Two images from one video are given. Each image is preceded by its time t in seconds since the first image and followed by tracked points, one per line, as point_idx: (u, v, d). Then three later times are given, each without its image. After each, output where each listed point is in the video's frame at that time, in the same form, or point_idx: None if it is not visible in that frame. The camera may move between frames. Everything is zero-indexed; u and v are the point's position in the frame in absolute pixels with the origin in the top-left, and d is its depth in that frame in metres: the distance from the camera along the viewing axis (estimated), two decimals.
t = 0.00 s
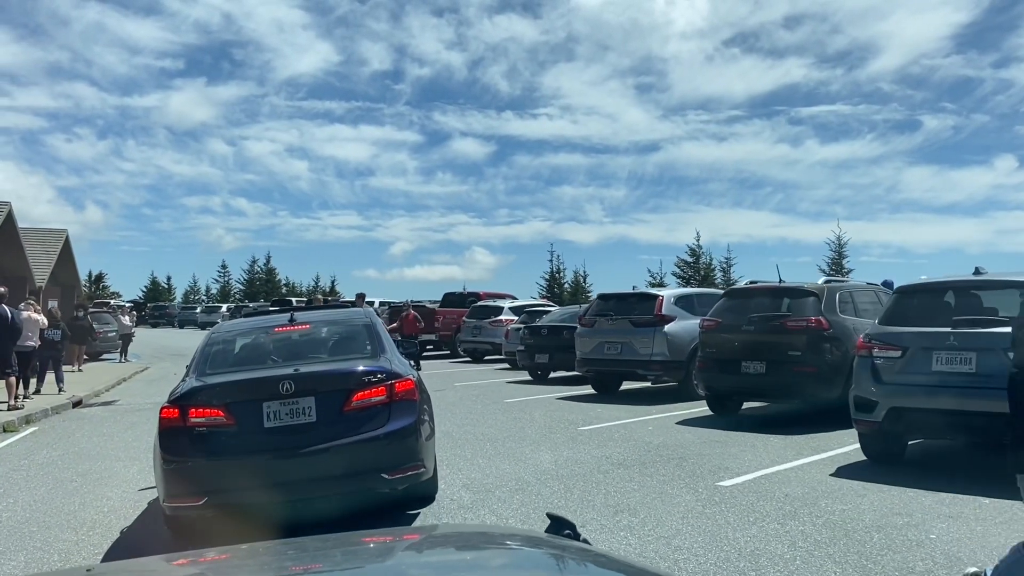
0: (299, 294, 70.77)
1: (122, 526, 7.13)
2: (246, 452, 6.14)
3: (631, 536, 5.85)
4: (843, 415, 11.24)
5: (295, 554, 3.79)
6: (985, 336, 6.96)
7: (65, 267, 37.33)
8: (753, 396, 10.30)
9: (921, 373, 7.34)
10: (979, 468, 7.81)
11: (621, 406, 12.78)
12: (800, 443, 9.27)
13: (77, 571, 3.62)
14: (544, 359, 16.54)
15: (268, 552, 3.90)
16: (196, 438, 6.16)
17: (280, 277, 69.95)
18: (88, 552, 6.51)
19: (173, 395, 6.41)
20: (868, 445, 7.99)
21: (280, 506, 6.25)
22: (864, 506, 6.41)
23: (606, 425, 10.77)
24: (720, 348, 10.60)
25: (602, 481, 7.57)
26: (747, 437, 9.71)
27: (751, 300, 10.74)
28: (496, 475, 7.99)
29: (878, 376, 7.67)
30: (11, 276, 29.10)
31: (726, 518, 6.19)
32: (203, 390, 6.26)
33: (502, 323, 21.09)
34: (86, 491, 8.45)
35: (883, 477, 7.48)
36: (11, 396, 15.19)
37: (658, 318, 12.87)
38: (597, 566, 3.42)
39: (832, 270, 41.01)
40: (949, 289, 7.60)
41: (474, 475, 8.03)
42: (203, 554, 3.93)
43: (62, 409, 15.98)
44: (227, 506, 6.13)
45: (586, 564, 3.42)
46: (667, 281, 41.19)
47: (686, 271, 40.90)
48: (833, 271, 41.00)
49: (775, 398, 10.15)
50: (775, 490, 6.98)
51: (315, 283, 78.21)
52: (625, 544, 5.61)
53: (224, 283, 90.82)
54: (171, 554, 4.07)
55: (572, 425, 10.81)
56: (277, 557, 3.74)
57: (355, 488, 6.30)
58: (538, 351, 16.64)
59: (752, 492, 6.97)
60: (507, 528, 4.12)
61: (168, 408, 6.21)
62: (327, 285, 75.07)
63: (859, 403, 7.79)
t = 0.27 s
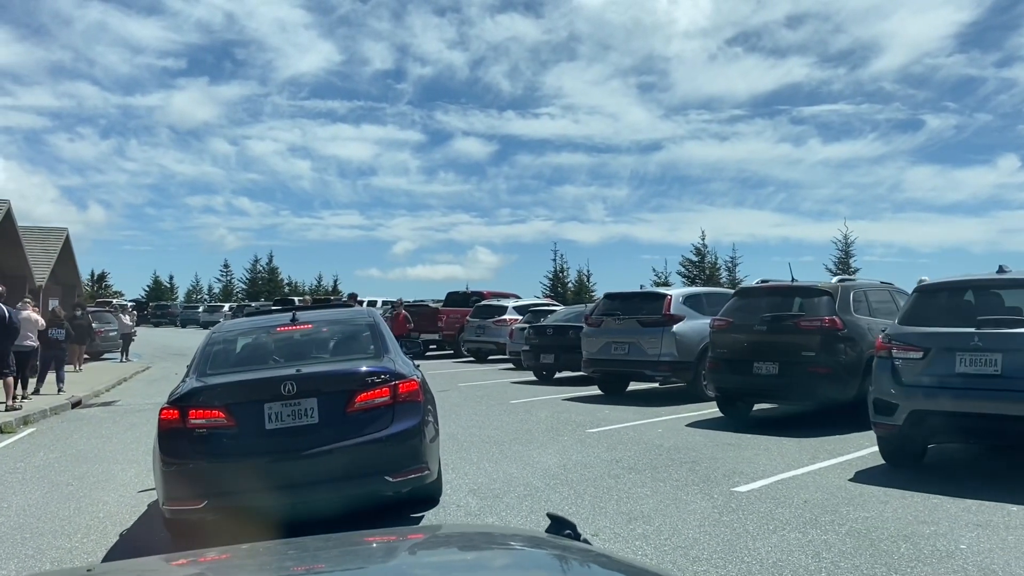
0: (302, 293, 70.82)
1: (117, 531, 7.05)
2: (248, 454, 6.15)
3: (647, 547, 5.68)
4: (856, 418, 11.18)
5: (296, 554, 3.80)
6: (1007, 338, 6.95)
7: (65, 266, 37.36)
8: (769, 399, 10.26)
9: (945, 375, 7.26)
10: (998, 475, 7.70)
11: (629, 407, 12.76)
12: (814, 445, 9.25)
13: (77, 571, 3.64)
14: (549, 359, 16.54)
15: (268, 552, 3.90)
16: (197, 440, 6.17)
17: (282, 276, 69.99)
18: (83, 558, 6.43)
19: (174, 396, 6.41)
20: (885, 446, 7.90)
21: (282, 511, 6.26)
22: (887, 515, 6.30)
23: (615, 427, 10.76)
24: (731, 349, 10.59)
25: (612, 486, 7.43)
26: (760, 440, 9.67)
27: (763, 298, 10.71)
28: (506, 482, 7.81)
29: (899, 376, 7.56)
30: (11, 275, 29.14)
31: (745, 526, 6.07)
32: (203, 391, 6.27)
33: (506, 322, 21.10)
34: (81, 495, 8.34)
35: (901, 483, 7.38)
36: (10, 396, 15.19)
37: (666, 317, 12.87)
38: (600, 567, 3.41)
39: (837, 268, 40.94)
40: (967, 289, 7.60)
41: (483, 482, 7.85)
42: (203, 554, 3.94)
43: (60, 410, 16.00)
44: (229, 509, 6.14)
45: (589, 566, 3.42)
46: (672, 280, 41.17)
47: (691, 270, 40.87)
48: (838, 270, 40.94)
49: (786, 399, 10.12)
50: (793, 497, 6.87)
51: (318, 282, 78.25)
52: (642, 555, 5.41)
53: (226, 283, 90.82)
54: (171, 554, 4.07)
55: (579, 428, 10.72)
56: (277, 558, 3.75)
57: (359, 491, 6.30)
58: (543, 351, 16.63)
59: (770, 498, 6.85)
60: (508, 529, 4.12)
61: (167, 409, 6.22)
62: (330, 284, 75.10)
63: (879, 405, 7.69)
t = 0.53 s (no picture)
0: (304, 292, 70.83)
1: (111, 537, 6.96)
2: (250, 455, 6.15)
3: (662, 556, 5.54)
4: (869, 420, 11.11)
5: (296, 554, 3.80)
6: None
7: (65, 265, 37.34)
8: (784, 401, 10.24)
9: (965, 376, 7.19)
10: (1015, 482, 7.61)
11: (635, 409, 12.74)
12: (827, 449, 9.21)
13: (78, 571, 3.64)
14: (554, 359, 16.53)
15: (269, 552, 3.90)
16: (198, 441, 6.17)
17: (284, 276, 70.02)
18: (77, 566, 6.33)
19: (174, 396, 6.42)
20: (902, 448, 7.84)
21: (285, 514, 6.25)
22: (909, 522, 6.19)
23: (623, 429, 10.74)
24: (742, 349, 10.59)
25: (623, 491, 7.32)
26: (772, 443, 9.63)
27: (774, 298, 10.69)
28: (514, 487, 7.68)
29: (918, 378, 7.50)
30: (10, 275, 29.15)
31: (762, 533, 5.95)
32: (203, 392, 6.27)
33: (510, 322, 21.11)
34: (77, 499, 8.23)
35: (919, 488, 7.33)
36: (7, 397, 15.16)
37: (673, 317, 12.87)
38: (604, 569, 3.41)
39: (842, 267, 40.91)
40: (986, 288, 7.50)
41: (491, 489, 7.70)
42: (204, 554, 3.95)
43: (59, 412, 15.97)
44: (230, 511, 6.14)
45: (592, 567, 3.42)
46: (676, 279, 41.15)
47: (695, 269, 40.85)
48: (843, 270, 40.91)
49: (799, 400, 10.10)
50: (809, 504, 6.75)
51: (321, 281, 78.29)
52: (657, 564, 5.25)
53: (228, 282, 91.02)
54: (172, 554, 4.08)
55: (586, 431, 10.65)
56: (278, 557, 3.76)
57: (364, 494, 6.30)
58: (548, 351, 16.63)
59: (785, 505, 6.74)
60: (509, 529, 4.13)
61: (168, 410, 6.23)
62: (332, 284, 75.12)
63: (897, 408, 7.63)
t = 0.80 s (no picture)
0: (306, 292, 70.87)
1: (111, 541, 6.89)
2: (251, 456, 6.15)
3: (675, 565, 5.44)
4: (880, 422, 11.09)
5: (297, 554, 3.80)
6: None
7: (66, 264, 37.33)
8: (797, 402, 10.22)
9: (984, 378, 7.11)
10: None
11: (642, 410, 12.73)
12: (840, 452, 9.19)
13: (78, 571, 3.64)
14: (558, 359, 16.54)
15: (270, 553, 3.89)
16: (200, 442, 6.17)
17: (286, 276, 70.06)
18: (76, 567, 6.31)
19: (175, 396, 6.42)
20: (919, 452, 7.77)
21: (288, 515, 6.25)
22: (931, 528, 6.11)
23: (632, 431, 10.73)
24: (753, 350, 10.58)
25: (632, 496, 7.25)
26: (783, 446, 9.60)
27: (783, 297, 10.68)
28: (520, 492, 7.59)
29: (935, 379, 7.41)
30: (10, 274, 29.17)
31: (779, 540, 5.88)
32: (204, 392, 6.27)
33: (514, 321, 21.12)
34: (74, 504, 8.10)
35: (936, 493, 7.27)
36: (6, 398, 15.15)
37: (680, 316, 12.86)
38: (607, 569, 3.41)
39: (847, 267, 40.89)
40: (1003, 287, 7.40)
41: (496, 493, 7.60)
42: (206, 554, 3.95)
43: (58, 412, 15.95)
44: (231, 513, 6.14)
45: (595, 567, 3.42)
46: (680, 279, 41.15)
47: (699, 268, 40.85)
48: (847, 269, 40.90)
49: (811, 400, 10.09)
50: (825, 509, 6.69)
51: (323, 281, 78.33)
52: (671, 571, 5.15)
53: (230, 281, 91.04)
54: (172, 554, 4.08)
55: (593, 433, 10.61)
56: (280, 557, 3.77)
57: (367, 495, 6.30)
58: (552, 351, 16.63)
59: (801, 511, 6.67)
60: (510, 529, 4.13)
61: (169, 410, 6.23)
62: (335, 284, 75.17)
63: (914, 410, 7.53)
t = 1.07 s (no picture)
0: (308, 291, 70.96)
1: (110, 544, 6.82)
2: (253, 455, 6.15)
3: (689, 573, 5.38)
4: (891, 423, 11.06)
5: (297, 554, 3.79)
6: None
7: (67, 263, 37.33)
8: (808, 403, 10.21)
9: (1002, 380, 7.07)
10: None
11: (648, 411, 12.72)
12: (852, 454, 9.17)
13: (77, 571, 3.63)
14: (562, 360, 16.53)
15: (268, 552, 3.89)
16: (201, 442, 6.17)
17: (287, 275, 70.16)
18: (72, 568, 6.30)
19: (176, 396, 6.42)
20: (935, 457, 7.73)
21: (289, 515, 6.25)
22: (952, 536, 6.05)
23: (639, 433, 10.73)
24: (762, 350, 10.58)
25: (642, 500, 7.23)
26: (795, 448, 9.58)
27: (792, 296, 10.68)
28: (526, 496, 7.53)
29: (951, 381, 7.39)
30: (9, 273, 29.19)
31: (795, 546, 5.83)
32: (205, 392, 6.27)
33: (516, 320, 21.11)
34: (69, 507, 8.08)
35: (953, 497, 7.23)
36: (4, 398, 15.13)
37: (687, 315, 12.85)
38: (610, 569, 3.41)
39: (852, 265, 40.89)
40: (1020, 287, 7.36)
41: (502, 497, 7.54)
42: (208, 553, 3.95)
43: (57, 413, 15.95)
44: (232, 513, 6.15)
45: (598, 567, 3.42)
46: (684, 277, 41.14)
47: (704, 267, 40.84)
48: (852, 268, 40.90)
49: (822, 400, 10.08)
50: (841, 515, 6.64)
51: (325, 280, 78.40)
52: None
53: (233, 280, 90.99)
54: (172, 554, 4.06)
55: (599, 435, 10.58)
56: (280, 557, 3.77)
57: (368, 495, 6.30)
58: (556, 351, 16.62)
59: (816, 516, 6.63)
60: (512, 529, 4.12)
61: (170, 410, 6.23)
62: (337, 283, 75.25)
63: (930, 412, 7.49)
